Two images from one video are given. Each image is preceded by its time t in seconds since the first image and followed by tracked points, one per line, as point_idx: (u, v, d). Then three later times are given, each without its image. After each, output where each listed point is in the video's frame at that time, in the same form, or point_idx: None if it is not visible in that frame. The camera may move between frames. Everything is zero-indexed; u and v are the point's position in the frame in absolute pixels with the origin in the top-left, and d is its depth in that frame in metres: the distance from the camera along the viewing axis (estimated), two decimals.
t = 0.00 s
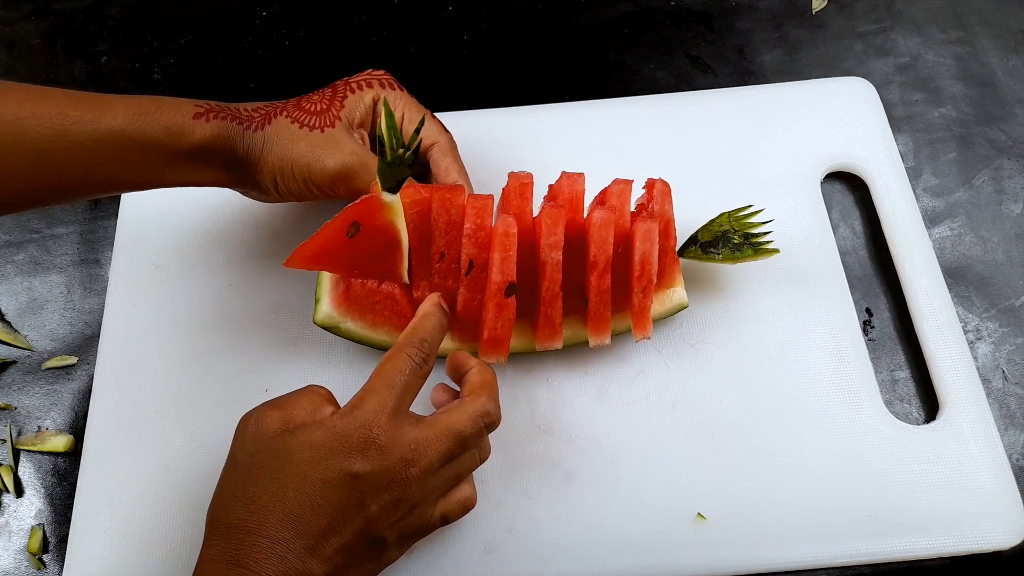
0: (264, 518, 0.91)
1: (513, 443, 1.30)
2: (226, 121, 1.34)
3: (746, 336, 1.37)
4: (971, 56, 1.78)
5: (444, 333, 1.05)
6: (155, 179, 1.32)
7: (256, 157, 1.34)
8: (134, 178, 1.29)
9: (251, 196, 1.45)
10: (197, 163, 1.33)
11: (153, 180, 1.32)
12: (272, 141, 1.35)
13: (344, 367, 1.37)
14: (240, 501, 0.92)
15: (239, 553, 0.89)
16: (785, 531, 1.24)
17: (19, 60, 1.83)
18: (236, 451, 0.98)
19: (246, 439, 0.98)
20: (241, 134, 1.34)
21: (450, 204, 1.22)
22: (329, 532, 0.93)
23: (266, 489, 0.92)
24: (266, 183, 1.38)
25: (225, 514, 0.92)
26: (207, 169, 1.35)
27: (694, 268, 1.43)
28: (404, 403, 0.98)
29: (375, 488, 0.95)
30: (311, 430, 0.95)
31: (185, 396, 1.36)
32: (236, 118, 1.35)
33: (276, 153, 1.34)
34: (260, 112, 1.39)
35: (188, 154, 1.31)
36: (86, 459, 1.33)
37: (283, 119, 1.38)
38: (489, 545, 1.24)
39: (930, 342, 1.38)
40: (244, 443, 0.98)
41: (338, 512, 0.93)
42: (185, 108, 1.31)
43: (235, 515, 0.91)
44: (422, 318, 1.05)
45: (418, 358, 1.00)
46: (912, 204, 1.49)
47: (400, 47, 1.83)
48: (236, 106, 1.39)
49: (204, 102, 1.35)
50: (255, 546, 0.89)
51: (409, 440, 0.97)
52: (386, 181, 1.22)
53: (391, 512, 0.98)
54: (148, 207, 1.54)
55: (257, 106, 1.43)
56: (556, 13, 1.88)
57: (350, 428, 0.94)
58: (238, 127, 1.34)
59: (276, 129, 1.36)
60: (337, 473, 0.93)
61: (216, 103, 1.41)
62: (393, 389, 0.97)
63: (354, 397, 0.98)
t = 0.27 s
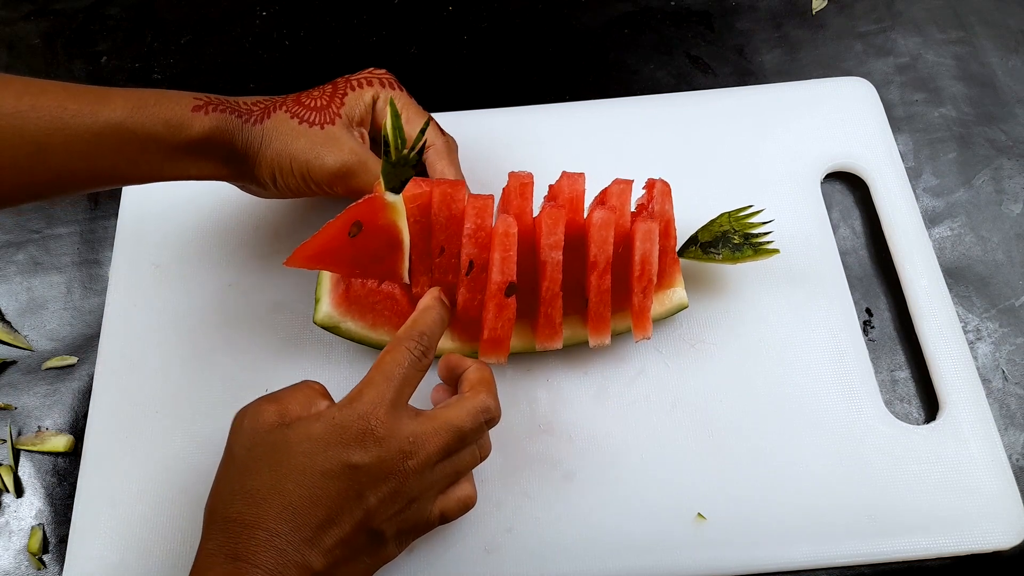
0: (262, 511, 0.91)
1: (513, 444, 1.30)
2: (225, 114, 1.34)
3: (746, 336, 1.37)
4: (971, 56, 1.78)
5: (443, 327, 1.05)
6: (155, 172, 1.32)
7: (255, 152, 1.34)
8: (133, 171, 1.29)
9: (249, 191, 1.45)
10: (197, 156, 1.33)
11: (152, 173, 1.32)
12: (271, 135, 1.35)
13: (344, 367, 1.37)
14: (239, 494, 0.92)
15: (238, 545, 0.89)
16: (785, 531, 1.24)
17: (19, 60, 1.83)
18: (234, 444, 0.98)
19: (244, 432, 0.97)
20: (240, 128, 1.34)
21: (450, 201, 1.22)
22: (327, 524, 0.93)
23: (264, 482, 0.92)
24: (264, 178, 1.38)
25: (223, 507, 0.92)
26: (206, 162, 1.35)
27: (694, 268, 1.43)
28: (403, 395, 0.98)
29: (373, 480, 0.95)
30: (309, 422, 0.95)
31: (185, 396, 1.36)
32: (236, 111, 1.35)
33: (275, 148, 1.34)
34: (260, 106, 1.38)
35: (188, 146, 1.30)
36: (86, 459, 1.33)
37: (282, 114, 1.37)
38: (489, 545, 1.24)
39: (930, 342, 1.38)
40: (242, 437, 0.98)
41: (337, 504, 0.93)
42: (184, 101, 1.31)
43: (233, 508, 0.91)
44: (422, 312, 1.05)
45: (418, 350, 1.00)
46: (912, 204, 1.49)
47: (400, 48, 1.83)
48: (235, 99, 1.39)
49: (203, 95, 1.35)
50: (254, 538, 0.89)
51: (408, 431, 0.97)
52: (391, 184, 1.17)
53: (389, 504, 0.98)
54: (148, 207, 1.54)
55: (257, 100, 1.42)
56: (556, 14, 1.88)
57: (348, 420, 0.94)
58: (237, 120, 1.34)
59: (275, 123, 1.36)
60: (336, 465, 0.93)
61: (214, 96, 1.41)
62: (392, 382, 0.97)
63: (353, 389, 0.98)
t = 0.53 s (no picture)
0: (257, 505, 0.91)
1: (513, 443, 1.30)
2: (225, 113, 1.34)
3: (746, 336, 1.37)
4: (971, 56, 1.78)
5: (442, 324, 1.06)
6: (154, 172, 1.32)
7: (254, 152, 1.34)
8: (133, 171, 1.29)
9: (248, 190, 1.45)
10: (196, 155, 1.33)
11: (152, 173, 1.32)
12: (271, 135, 1.35)
13: (344, 367, 1.37)
14: (235, 487, 0.93)
15: (234, 539, 0.90)
16: (785, 531, 1.24)
17: (19, 60, 1.83)
18: (231, 438, 0.99)
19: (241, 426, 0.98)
20: (239, 128, 1.34)
21: (451, 200, 1.22)
22: (323, 519, 0.93)
23: (260, 476, 0.93)
24: (263, 177, 1.38)
25: (220, 501, 0.93)
26: (205, 162, 1.35)
27: (694, 268, 1.43)
28: (401, 391, 0.98)
29: (369, 475, 0.95)
30: (306, 415, 0.95)
31: (185, 396, 1.36)
32: (235, 111, 1.35)
33: (274, 148, 1.34)
34: (259, 106, 1.38)
35: (187, 145, 1.30)
36: (86, 459, 1.33)
37: (282, 114, 1.37)
38: (489, 545, 1.24)
39: (930, 342, 1.38)
40: (238, 431, 0.98)
41: (332, 499, 0.93)
42: (184, 100, 1.31)
43: (229, 501, 0.92)
44: (421, 309, 1.06)
45: (416, 346, 1.00)
46: (912, 204, 1.49)
47: (400, 47, 1.83)
48: (235, 98, 1.39)
49: (203, 94, 1.36)
50: (250, 531, 0.90)
51: (405, 427, 0.97)
52: (392, 183, 1.25)
53: (386, 500, 0.98)
54: (148, 207, 1.54)
55: (257, 99, 1.42)
56: (556, 14, 1.88)
57: (345, 414, 0.94)
58: (237, 119, 1.34)
59: (275, 123, 1.36)
60: (332, 459, 0.93)
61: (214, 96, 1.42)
62: (390, 377, 0.97)
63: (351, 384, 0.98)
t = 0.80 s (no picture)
0: (257, 499, 0.91)
1: (513, 443, 1.30)
2: (224, 111, 1.34)
3: (746, 336, 1.37)
4: (971, 56, 1.78)
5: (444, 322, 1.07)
6: (154, 170, 1.32)
7: (253, 151, 1.34)
8: (133, 169, 1.29)
9: (248, 189, 1.45)
10: (196, 153, 1.33)
11: (151, 171, 1.32)
12: (270, 134, 1.35)
13: (344, 367, 1.37)
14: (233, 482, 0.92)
15: (232, 534, 0.90)
16: (785, 530, 1.24)
17: (19, 60, 1.83)
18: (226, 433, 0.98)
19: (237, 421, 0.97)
20: (239, 126, 1.34)
21: (452, 194, 1.23)
22: (321, 514, 0.93)
23: (259, 470, 0.92)
24: (262, 176, 1.38)
25: (217, 495, 0.93)
26: (204, 160, 1.35)
27: (694, 268, 1.43)
28: (402, 387, 0.99)
29: (369, 470, 0.96)
30: (306, 410, 0.95)
31: (185, 396, 1.37)
32: (235, 109, 1.35)
33: (273, 147, 1.34)
34: (259, 104, 1.38)
35: (187, 143, 1.31)
36: (86, 459, 1.33)
37: (282, 113, 1.37)
38: (489, 545, 1.24)
39: (930, 342, 1.38)
40: (235, 425, 0.97)
41: (331, 494, 0.94)
42: (183, 98, 1.31)
43: (228, 495, 0.92)
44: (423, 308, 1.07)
45: (419, 343, 1.01)
46: (912, 204, 1.49)
47: (400, 47, 1.83)
48: (235, 96, 1.39)
49: (202, 93, 1.36)
50: (248, 526, 0.90)
51: (405, 423, 0.98)
52: (392, 182, 1.21)
53: (384, 495, 0.98)
54: (148, 207, 1.54)
55: (257, 97, 1.42)
56: (556, 14, 1.88)
57: (347, 409, 0.95)
58: (236, 117, 1.34)
59: (274, 122, 1.36)
60: (332, 454, 0.94)
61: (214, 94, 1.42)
62: (392, 373, 0.98)
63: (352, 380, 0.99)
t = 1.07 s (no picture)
0: (267, 526, 0.89)
1: (513, 443, 1.30)
2: (225, 108, 1.34)
3: (746, 336, 1.37)
4: (971, 56, 1.78)
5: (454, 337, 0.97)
6: (154, 167, 1.32)
7: (255, 148, 1.35)
8: (134, 168, 1.29)
9: (249, 186, 1.45)
10: (197, 150, 1.33)
11: (152, 170, 1.32)
12: (271, 131, 1.35)
13: (344, 367, 1.37)
14: (244, 507, 0.91)
15: (243, 559, 0.89)
16: (785, 530, 1.24)
17: (19, 60, 1.84)
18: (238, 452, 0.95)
19: (248, 441, 0.94)
20: (240, 123, 1.34)
21: (452, 206, 1.22)
22: (333, 539, 0.91)
23: (269, 497, 0.90)
24: (264, 174, 1.38)
25: (229, 518, 0.91)
26: (206, 157, 1.35)
27: (694, 268, 1.43)
28: (415, 412, 0.92)
29: (381, 497, 0.91)
30: (316, 436, 0.91)
31: (185, 395, 1.37)
32: (236, 105, 1.35)
33: (275, 144, 1.34)
34: (260, 101, 1.38)
35: (188, 141, 1.31)
36: (86, 458, 1.33)
37: (283, 110, 1.37)
38: (489, 545, 1.24)
39: (930, 342, 1.38)
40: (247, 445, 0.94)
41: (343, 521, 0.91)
42: (184, 95, 1.31)
43: (239, 520, 0.90)
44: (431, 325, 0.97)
45: (435, 365, 0.93)
46: (912, 204, 1.49)
47: (400, 47, 1.83)
48: (235, 93, 1.39)
49: (203, 89, 1.35)
50: (257, 553, 0.89)
51: (418, 448, 0.91)
52: (392, 186, 1.28)
53: (398, 518, 0.95)
54: (148, 207, 1.54)
55: (258, 94, 1.42)
56: (556, 13, 1.88)
57: (356, 436, 0.89)
58: (236, 114, 1.34)
59: (276, 119, 1.36)
60: (342, 483, 0.89)
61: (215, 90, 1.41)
62: (403, 397, 0.90)
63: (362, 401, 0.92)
